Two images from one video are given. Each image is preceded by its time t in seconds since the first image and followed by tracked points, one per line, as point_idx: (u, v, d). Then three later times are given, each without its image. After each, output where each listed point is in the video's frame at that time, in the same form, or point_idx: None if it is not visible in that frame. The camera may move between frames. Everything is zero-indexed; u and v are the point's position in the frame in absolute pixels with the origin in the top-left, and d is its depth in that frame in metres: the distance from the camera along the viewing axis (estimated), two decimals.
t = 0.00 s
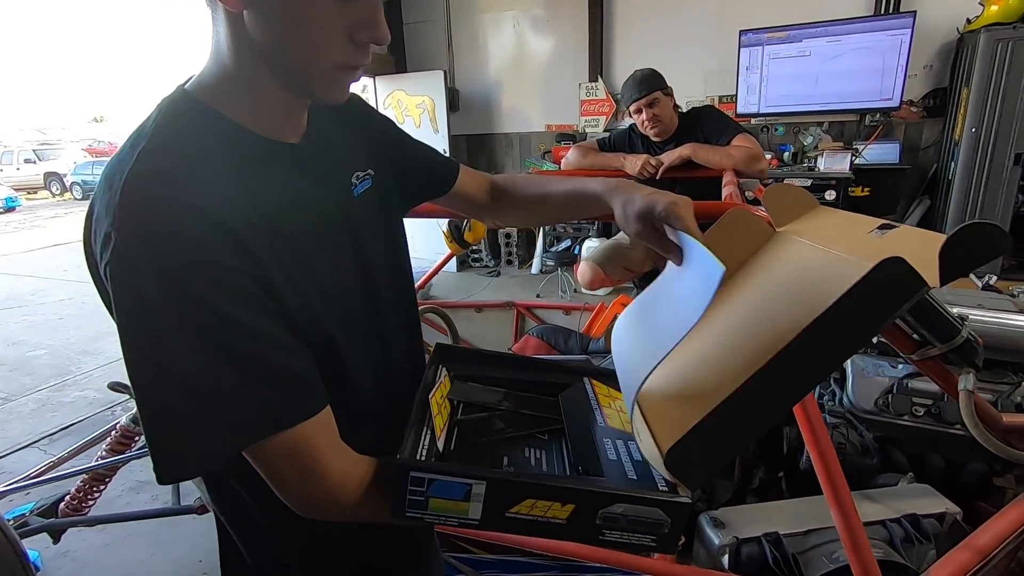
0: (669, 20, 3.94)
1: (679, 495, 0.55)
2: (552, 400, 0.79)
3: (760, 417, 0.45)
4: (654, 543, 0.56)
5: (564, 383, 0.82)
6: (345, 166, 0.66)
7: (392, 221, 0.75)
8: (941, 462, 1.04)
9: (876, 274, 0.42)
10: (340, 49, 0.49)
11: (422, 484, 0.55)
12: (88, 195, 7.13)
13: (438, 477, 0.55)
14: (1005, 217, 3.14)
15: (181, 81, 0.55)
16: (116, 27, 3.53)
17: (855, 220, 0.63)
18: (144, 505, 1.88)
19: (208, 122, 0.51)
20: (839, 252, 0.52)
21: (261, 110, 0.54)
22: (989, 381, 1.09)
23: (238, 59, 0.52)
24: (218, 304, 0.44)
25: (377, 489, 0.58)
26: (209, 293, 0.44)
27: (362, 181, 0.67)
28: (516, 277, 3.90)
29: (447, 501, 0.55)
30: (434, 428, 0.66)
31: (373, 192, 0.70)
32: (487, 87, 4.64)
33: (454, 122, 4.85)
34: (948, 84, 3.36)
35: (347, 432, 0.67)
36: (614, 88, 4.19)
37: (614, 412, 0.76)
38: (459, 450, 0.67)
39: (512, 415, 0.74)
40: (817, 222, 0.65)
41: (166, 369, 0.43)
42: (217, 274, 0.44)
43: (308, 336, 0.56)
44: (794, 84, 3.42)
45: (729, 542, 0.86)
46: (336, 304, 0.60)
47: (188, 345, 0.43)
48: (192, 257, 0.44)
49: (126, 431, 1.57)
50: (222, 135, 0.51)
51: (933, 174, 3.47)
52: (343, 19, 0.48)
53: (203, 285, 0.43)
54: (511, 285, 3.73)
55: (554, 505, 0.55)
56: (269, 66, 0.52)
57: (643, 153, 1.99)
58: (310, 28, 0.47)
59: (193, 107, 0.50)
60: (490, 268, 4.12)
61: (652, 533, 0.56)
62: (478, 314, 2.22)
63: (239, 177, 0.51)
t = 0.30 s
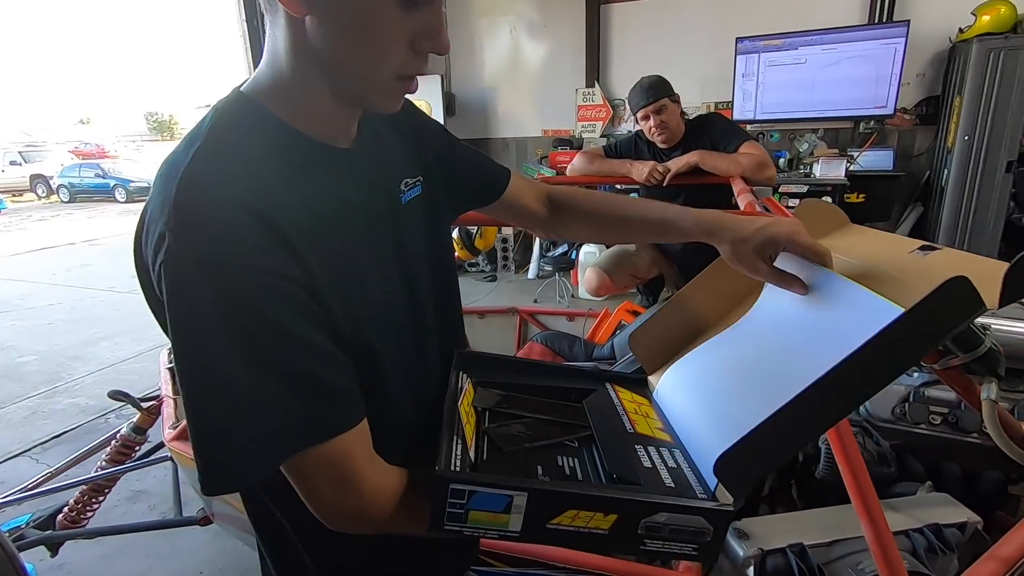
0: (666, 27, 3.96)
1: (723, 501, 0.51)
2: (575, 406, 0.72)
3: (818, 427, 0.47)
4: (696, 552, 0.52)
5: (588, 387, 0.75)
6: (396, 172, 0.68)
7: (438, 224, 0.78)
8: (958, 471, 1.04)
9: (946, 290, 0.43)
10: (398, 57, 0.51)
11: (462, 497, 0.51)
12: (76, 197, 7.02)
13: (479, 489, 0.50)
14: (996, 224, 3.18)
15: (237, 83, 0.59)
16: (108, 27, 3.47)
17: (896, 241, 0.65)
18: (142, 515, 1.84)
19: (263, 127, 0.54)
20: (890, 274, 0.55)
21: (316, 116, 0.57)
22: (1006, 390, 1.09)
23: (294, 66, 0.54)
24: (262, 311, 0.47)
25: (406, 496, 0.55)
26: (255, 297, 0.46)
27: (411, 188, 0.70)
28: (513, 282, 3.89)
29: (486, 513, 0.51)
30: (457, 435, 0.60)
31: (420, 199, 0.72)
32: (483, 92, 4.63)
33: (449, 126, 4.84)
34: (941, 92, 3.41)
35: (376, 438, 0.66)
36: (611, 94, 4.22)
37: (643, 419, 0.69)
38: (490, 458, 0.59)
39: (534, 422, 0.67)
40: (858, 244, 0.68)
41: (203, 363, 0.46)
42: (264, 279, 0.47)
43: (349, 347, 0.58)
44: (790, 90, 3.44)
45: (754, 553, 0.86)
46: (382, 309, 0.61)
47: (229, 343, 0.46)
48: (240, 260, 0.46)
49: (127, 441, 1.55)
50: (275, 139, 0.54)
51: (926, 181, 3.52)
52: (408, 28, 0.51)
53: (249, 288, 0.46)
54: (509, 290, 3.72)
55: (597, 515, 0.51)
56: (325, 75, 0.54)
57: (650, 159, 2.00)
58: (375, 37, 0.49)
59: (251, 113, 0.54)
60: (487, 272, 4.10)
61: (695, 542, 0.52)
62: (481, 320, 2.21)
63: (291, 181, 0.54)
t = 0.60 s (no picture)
0: (649, 31, 4.00)
1: (735, 504, 0.49)
2: (582, 408, 0.70)
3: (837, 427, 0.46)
4: (709, 557, 0.49)
5: (594, 388, 0.73)
6: (410, 173, 0.70)
7: (451, 225, 0.79)
8: (950, 469, 1.07)
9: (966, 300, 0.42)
10: (417, 60, 0.50)
11: (472, 503, 0.48)
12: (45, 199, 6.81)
13: (491, 493, 0.47)
14: (970, 227, 3.27)
15: (254, 76, 0.59)
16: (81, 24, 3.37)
17: (910, 248, 0.64)
18: (122, 526, 1.79)
19: (282, 124, 0.54)
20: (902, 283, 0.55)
21: (336, 115, 0.58)
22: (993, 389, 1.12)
23: (314, 66, 0.54)
24: (283, 306, 0.46)
25: (414, 501, 0.54)
26: (274, 293, 0.45)
27: (424, 189, 0.72)
28: (498, 285, 3.88)
29: (496, 519, 0.49)
30: (463, 437, 0.57)
31: (433, 198, 0.75)
32: (468, 94, 4.62)
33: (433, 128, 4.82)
34: (916, 98, 3.49)
35: (385, 437, 0.65)
36: (595, 97, 4.23)
37: (650, 421, 0.66)
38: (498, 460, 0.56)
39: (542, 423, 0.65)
40: (874, 252, 0.67)
41: (224, 358, 0.44)
42: (282, 274, 0.46)
43: (366, 348, 0.57)
44: (771, 96, 3.50)
45: (756, 554, 0.87)
46: (397, 306, 0.62)
47: (244, 340, 0.45)
48: (262, 257, 0.46)
49: (107, 449, 1.50)
50: (292, 136, 0.54)
51: (902, 185, 3.60)
52: (430, 36, 0.49)
53: (267, 285, 0.45)
54: (494, 293, 3.71)
55: (609, 520, 0.48)
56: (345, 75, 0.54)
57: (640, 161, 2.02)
58: (397, 42, 0.48)
59: (269, 108, 0.54)
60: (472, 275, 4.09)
61: (707, 547, 0.49)
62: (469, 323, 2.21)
63: (308, 178, 0.54)
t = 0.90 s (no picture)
0: (632, 35, 4.03)
1: (724, 510, 0.49)
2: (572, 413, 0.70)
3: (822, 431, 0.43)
4: (697, 563, 0.49)
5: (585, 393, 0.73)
6: (400, 182, 0.70)
7: (441, 233, 0.79)
8: (928, 469, 1.10)
9: (938, 296, 0.40)
10: (409, 70, 0.49)
11: (455, 511, 0.48)
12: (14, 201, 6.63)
13: (474, 502, 0.47)
14: (943, 231, 3.36)
15: (241, 80, 0.58)
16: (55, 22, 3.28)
17: (898, 240, 0.62)
18: (97, 536, 1.75)
19: (269, 132, 0.53)
20: (886, 283, 0.53)
21: (321, 121, 0.57)
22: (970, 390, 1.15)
23: (305, 75, 0.54)
24: (266, 317, 0.45)
25: (398, 508, 0.54)
26: (256, 303, 0.45)
27: (414, 198, 0.71)
28: (482, 287, 3.88)
29: (481, 528, 0.48)
30: (451, 443, 0.57)
31: (423, 208, 0.74)
32: (452, 96, 4.62)
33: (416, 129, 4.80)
34: (892, 104, 3.57)
35: (367, 444, 0.64)
36: (579, 100, 4.26)
37: (640, 426, 0.67)
38: (486, 466, 0.56)
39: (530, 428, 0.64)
40: (857, 244, 0.66)
41: (199, 367, 0.43)
42: (264, 283, 0.45)
43: (349, 358, 0.56)
44: (752, 101, 3.55)
45: (743, 557, 0.88)
46: (383, 315, 0.61)
47: (224, 350, 0.44)
48: (245, 266, 0.45)
49: (81, 458, 1.47)
50: (278, 143, 0.53)
51: (878, 189, 3.68)
52: (424, 46, 0.49)
53: (248, 295, 0.44)
54: (479, 295, 3.70)
55: (596, 527, 0.48)
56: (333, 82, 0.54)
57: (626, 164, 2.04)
58: (388, 52, 0.48)
59: (255, 115, 0.53)
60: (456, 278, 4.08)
61: (696, 553, 0.49)
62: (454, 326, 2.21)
63: (294, 187, 0.54)
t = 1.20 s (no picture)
0: (619, 36, 4.05)
1: (711, 517, 0.49)
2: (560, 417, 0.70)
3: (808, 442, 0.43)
4: (681, 570, 0.49)
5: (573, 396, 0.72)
6: (388, 184, 0.69)
7: (433, 234, 0.78)
8: (913, 467, 1.11)
9: (923, 301, 0.40)
10: (388, 67, 0.49)
11: (434, 518, 0.47)
12: None
13: (453, 508, 0.47)
14: (925, 232, 3.42)
15: (223, 78, 0.58)
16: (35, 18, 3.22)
17: (882, 242, 0.63)
18: (77, 541, 1.71)
19: (248, 133, 0.53)
20: (877, 286, 0.54)
21: (298, 119, 0.57)
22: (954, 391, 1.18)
23: (286, 75, 0.54)
24: (238, 319, 0.45)
25: (379, 512, 0.54)
26: (226, 305, 0.44)
27: (402, 200, 0.70)
28: (470, 287, 3.87)
29: (460, 534, 0.48)
30: (435, 448, 0.56)
31: (415, 210, 0.73)
32: (440, 96, 4.61)
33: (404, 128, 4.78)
34: (874, 107, 3.62)
35: (350, 447, 0.64)
36: (567, 101, 4.27)
37: (627, 430, 0.66)
38: (470, 469, 0.56)
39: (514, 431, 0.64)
40: (846, 246, 0.66)
41: (166, 370, 0.42)
42: (235, 285, 0.45)
43: (327, 358, 0.56)
44: (737, 103, 3.58)
45: (732, 555, 0.89)
46: (364, 319, 0.61)
47: (193, 352, 0.43)
48: (216, 268, 0.44)
49: (60, 462, 1.44)
50: (256, 143, 0.53)
51: (862, 190, 3.73)
52: (403, 39, 0.48)
53: (219, 297, 0.44)
54: (467, 296, 3.70)
55: (577, 534, 0.48)
56: (312, 80, 0.53)
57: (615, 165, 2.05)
58: (367, 50, 0.47)
59: (233, 114, 0.53)
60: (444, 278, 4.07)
61: (680, 560, 0.49)
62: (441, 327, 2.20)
63: (273, 189, 0.53)
